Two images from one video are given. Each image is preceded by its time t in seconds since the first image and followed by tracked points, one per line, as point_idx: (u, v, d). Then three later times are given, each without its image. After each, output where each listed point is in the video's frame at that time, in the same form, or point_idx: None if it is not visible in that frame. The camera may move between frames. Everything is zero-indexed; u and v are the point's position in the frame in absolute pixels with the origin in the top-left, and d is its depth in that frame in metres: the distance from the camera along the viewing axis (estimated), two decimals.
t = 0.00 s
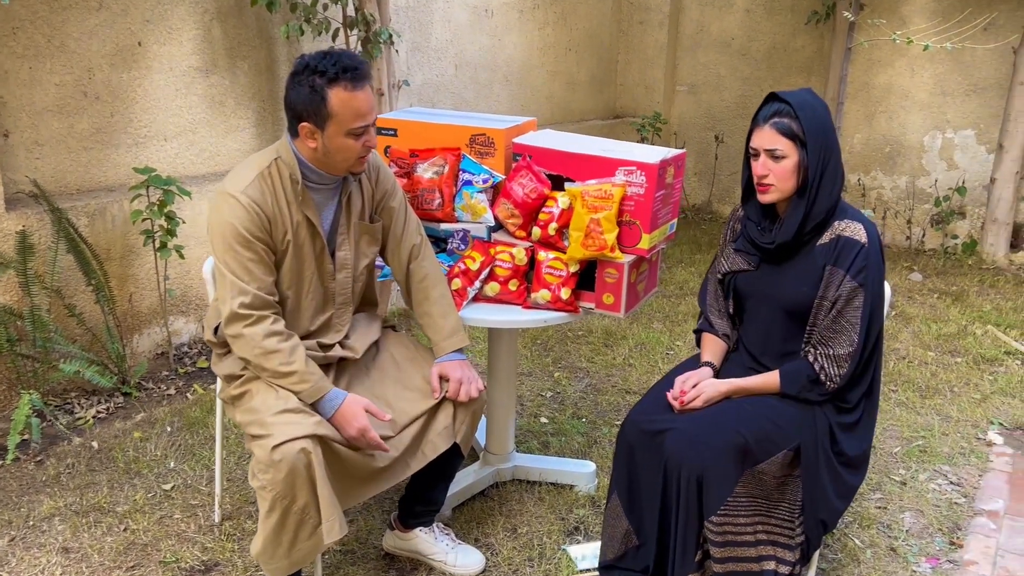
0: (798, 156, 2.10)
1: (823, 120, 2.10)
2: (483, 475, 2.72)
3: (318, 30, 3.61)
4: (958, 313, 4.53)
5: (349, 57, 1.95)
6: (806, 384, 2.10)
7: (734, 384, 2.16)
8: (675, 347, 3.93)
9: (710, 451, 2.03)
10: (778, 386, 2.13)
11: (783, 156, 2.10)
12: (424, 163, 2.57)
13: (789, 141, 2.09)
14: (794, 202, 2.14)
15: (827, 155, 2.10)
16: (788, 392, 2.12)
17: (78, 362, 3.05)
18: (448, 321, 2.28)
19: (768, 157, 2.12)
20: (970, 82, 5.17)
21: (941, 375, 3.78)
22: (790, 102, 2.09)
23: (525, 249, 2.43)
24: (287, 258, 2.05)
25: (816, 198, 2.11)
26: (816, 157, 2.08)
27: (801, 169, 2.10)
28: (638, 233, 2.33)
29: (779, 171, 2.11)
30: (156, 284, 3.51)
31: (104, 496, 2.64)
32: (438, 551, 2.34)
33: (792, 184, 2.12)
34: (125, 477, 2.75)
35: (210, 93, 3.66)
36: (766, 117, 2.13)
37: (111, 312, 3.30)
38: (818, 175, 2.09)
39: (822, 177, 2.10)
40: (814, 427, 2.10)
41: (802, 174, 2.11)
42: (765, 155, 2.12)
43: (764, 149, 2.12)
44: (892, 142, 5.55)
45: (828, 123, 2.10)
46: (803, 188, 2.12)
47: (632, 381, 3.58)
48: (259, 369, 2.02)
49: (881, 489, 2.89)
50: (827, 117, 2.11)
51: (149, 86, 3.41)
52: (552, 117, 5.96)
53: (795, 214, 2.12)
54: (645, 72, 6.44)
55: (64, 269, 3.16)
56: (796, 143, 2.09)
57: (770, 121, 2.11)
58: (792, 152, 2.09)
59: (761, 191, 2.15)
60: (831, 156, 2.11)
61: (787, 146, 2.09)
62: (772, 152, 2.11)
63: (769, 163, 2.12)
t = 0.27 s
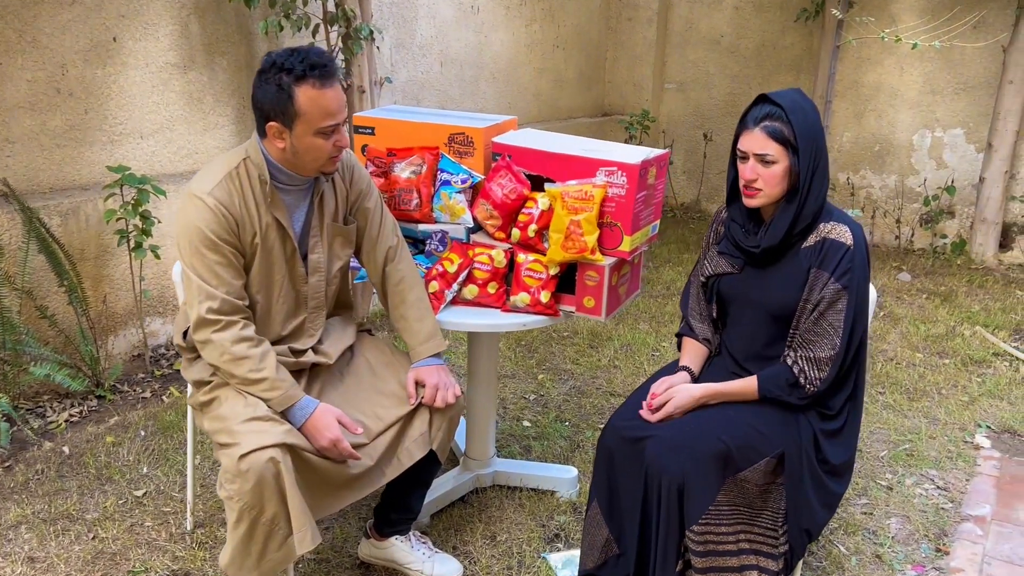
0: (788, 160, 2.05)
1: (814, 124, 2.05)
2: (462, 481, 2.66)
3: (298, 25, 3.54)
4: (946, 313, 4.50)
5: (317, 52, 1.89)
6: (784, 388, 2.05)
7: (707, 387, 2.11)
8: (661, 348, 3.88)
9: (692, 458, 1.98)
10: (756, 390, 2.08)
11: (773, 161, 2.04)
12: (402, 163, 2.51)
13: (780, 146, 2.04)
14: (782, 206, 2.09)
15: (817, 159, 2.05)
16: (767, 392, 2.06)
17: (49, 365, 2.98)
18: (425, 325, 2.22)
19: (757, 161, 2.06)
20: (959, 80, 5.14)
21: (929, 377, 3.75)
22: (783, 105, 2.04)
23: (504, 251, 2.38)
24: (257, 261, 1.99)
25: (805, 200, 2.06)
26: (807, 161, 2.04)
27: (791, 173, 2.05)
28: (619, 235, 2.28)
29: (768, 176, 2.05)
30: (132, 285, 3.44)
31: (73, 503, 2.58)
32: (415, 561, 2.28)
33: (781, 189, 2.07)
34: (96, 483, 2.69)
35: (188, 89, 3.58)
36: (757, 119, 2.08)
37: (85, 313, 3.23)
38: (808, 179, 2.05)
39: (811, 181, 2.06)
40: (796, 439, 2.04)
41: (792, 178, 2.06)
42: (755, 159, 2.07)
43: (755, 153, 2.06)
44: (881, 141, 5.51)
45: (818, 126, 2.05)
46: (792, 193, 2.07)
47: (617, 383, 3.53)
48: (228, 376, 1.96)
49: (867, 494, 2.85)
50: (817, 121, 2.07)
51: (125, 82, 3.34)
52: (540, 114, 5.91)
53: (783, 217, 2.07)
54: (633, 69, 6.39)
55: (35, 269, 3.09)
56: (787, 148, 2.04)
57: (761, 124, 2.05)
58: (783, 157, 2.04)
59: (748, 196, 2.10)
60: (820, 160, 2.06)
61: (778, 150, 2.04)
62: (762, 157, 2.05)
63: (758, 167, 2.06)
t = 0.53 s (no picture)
0: (771, 163, 1.99)
1: (798, 124, 2.00)
2: (441, 488, 2.60)
3: (278, 21, 3.47)
4: (937, 315, 4.45)
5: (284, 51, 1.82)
6: (760, 392, 1.98)
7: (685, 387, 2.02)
8: (648, 351, 3.83)
9: (669, 470, 1.94)
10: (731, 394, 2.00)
11: (754, 164, 1.98)
12: (379, 163, 2.45)
13: (762, 148, 1.98)
14: (765, 209, 2.03)
15: (801, 161, 1.99)
16: (740, 395, 1.99)
17: (20, 369, 2.91)
18: (400, 331, 2.16)
19: (738, 162, 2.00)
20: (952, 80, 5.10)
21: (918, 380, 3.70)
22: (767, 105, 1.98)
23: (483, 254, 2.32)
24: (224, 267, 1.93)
25: (788, 203, 2.00)
26: (789, 164, 1.98)
27: (773, 177, 1.99)
28: (600, 239, 2.22)
29: (749, 178, 2.00)
30: (108, 286, 3.37)
31: (41, 512, 2.51)
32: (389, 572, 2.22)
33: (762, 192, 2.01)
34: (66, 491, 2.62)
35: (166, 86, 3.51)
36: (740, 119, 2.02)
37: (58, 316, 3.16)
38: (790, 182, 1.99)
39: (795, 183, 2.00)
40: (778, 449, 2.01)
41: (774, 181, 2.00)
42: (736, 161, 2.01)
43: (736, 155, 2.00)
44: (873, 140, 5.47)
45: (802, 127, 1.99)
46: (774, 196, 2.01)
47: (602, 387, 3.48)
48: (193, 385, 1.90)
49: (854, 501, 2.80)
50: (802, 121, 2.01)
51: (100, 79, 3.26)
52: (529, 112, 5.85)
53: (765, 221, 2.02)
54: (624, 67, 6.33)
55: (6, 271, 3.02)
56: (770, 150, 1.98)
57: (743, 125, 1.99)
58: (764, 159, 1.98)
59: (730, 199, 2.04)
60: (804, 162, 2.00)
61: (760, 153, 1.98)
62: (743, 159, 1.99)
63: (739, 169, 2.01)
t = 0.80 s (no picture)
0: (751, 166, 1.93)
1: (776, 123, 1.93)
2: (420, 492, 2.54)
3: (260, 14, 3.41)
4: (930, 314, 4.40)
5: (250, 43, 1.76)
6: (746, 401, 1.95)
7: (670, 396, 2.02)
8: (636, 350, 3.77)
9: (651, 475, 1.86)
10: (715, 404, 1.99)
11: (734, 168, 1.93)
12: (356, 159, 2.38)
13: (740, 152, 1.92)
14: (748, 213, 1.98)
15: (781, 161, 1.93)
16: (724, 407, 1.97)
17: None
18: (374, 332, 2.10)
19: (718, 168, 1.95)
20: (946, 77, 5.04)
21: (910, 381, 3.65)
22: (739, 107, 1.92)
23: (461, 253, 2.25)
24: (189, 266, 1.86)
25: (772, 205, 1.94)
26: (770, 166, 1.92)
27: (755, 180, 1.94)
28: (581, 237, 2.16)
29: (730, 183, 1.94)
30: (85, 284, 3.30)
31: (8, 516, 2.44)
32: None
33: (745, 196, 1.96)
34: (35, 494, 2.56)
35: (145, 80, 3.44)
36: (715, 123, 1.96)
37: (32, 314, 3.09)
38: (772, 184, 1.93)
39: (777, 184, 1.94)
40: (765, 451, 1.94)
41: (757, 184, 1.95)
42: (715, 167, 1.96)
43: (714, 160, 1.95)
44: (867, 137, 5.42)
45: (781, 126, 1.93)
46: (757, 200, 1.96)
47: (589, 387, 3.42)
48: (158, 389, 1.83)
49: (842, 506, 2.75)
50: (779, 119, 1.94)
51: (76, 72, 3.19)
52: (519, 108, 5.78)
53: (749, 226, 1.96)
54: (617, 63, 6.27)
55: None
56: (748, 153, 1.92)
57: (719, 130, 1.94)
58: (744, 163, 1.92)
59: (713, 204, 2.00)
60: (785, 162, 1.94)
61: (739, 157, 1.92)
62: (722, 164, 1.94)
63: (719, 175, 1.95)
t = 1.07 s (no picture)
0: (744, 170, 1.87)
1: (769, 124, 1.87)
2: (409, 498, 2.48)
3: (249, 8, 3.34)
4: (930, 315, 4.34)
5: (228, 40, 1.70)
6: (744, 407, 1.90)
7: (665, 401, 1.97)
8: (632, 351, 3.72)
9: (644, 483, 1.80)
10: (712, 411, 1.93)
11: (727, 173, 1.87)
12: (344, 156, 2.32)
13: (732, 157, 1.86)
14: (744, 216, 1.92)
15: (776, 164, 1.87)
16: (722, 413, 1.91)
17: None
18: (360, 334, 2.04)
19: (710, 173, 1.89)
20: (947, 75, 4.99)
21: (910, 384, 3.60)
22: (729, 110, 1.86)
23: (451, 253, 2.19)
24: (168, 267, 1.80)
25: (768, 208, 1.88)
26: (765, 170, 1.85)
27: (749, 184, 1.88)
28: (574, 238, 2.10)
29: (723, 188, 1.89)
30: (70, 282, 3.24)
31: None
32: None
33: (740, 200, 1.90)
34: (14, 499, 2.49)
35: (133, 75, 3.38)
36: (706, 126, 1.90)
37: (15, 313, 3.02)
38: (767, 188, 1.87)
39: (773, 186, 1.88)
40: (762, 458, 1.88)
41: (751, 189, 1.88)
42: (708, 172, 1.90)
43: (706, 166, 1.89)
44: (867, 136, 5.36)
45: (775, 126, 1.87)
46: (752, 204, 1.89)
47: (583, 389, 3.36)
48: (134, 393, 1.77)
49: (841, 512, 2.69)
50: (774, 120, 1.88)
51: (61, 67, 3.12)
52: (515, 105, 5.72)
53: (745, 229, 1.90)
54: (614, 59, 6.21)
55: None
56: (741, 158, 1.86)
57: (709, 134, 1.88)
58: (737, 168, 1.87)
59: (708, 210, 1.95)
60: (782, 165, 1.88)
61: (731, 162, 1.86)
62: (715, 170, 1.88)
63: (712, 180, 1.90)
